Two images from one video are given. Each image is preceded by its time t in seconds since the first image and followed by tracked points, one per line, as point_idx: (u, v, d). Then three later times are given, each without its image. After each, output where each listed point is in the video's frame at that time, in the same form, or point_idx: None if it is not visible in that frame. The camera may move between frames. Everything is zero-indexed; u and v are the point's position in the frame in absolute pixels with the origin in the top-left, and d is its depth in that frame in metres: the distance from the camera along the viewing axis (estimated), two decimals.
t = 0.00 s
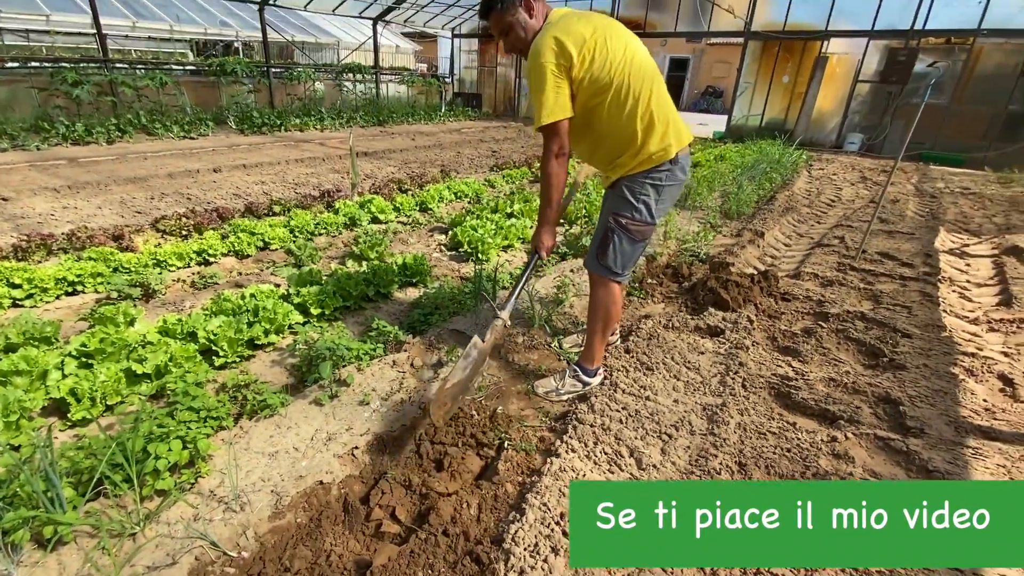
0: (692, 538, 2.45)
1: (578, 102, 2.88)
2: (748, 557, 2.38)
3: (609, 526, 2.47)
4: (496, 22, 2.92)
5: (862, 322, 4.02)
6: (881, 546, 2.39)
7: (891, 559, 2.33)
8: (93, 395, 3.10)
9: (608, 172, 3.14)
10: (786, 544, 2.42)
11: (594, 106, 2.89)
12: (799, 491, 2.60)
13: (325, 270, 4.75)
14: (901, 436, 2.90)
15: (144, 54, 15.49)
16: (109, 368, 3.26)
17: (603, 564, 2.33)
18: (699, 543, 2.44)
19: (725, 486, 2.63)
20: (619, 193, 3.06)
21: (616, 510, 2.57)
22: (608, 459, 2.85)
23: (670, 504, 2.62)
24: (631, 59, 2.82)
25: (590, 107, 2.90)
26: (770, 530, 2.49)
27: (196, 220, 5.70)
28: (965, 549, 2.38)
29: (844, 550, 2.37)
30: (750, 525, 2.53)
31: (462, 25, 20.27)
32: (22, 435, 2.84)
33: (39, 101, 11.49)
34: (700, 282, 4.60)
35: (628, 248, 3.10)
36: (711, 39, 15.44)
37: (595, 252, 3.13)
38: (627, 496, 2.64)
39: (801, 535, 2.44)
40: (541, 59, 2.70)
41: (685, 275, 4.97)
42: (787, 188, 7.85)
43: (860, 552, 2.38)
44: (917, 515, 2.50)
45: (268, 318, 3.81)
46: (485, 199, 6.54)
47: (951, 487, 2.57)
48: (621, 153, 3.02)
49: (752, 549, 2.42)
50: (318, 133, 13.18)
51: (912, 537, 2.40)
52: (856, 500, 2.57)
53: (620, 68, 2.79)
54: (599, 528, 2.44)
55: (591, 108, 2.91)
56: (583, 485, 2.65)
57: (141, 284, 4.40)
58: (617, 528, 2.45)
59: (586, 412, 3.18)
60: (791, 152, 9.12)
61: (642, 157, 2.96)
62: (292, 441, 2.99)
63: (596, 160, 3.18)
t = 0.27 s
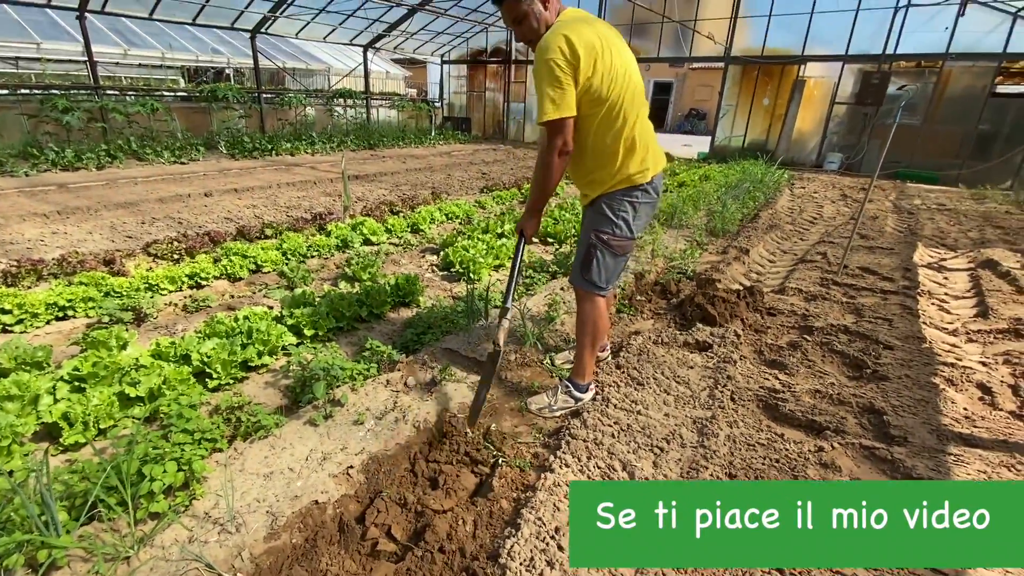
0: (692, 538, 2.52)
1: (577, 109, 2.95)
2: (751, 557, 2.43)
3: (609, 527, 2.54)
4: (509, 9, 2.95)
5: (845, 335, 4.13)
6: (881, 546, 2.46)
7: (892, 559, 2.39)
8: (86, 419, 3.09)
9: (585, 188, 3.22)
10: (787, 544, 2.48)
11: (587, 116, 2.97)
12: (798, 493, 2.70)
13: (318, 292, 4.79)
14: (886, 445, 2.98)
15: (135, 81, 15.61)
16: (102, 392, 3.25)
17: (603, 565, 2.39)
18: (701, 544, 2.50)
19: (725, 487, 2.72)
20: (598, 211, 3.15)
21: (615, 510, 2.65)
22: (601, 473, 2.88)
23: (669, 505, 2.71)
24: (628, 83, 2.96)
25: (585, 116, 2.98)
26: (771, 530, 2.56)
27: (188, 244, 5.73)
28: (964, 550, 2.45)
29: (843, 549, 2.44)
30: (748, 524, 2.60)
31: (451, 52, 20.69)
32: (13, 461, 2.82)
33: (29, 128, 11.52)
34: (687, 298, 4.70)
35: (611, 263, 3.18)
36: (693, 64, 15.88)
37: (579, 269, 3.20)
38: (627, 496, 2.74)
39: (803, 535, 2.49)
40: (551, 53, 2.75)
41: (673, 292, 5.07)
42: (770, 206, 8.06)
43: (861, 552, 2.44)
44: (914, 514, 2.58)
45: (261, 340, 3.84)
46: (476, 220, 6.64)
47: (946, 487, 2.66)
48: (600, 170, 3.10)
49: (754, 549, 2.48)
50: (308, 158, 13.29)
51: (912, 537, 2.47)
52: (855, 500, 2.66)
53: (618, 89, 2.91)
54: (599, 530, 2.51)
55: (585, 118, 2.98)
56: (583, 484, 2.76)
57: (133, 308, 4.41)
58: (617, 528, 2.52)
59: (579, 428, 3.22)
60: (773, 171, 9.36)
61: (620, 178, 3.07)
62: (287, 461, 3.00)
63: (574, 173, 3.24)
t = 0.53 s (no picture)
0: (696, 541, 2.58)
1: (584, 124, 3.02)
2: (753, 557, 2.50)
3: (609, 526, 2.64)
4: (529, 20, 3.00)
5: (832, 348, 4.23)
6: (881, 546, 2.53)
7: (893, 558, 2.46)
8: (84, 439, 3.11)
9: (574, 206, 3.26)
10: (790, 545, 2.54)
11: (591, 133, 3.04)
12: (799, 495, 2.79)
13: (315, 311, 4.85)
14: (873, 453, 3.05)
15: (129, 104, 15.74)
16: (101, 412, 3.27)
17: (605, 565, 2.45)
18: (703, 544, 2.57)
19: (727, 490, 2.81)
20: (586, 230, 3.25)
21: (615, 510, 2.76)
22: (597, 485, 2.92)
23: (672, 507, 2.78)
24: (629, 108, 3.13)
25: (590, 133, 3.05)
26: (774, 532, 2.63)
27: (184, 265, 5.78)
28: (963, 552, 2.51)
29: (845, 550, 2.51)
30: (751, 525, 2.68)
31: (443, 74, 21.05)
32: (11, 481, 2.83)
33: (23, 150, 11.58)
34: (678, 314, 4.79)
35: (599, 280, 3.27)
36: (680, 85, 16.25)
37: (570, 287, 3.29)
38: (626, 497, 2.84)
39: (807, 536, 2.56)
40: (574, 66, 2.81)
41: (664, 307, 5.16)
42: (758, 223, 8.23)
43: (863, 553, 2.50)
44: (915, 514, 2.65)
45: (259, 359, 3.88)
46: (470, 239, 6.74)
47: (942, 488, 2.75)
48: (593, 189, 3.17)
49: (759, 549, 2.55)
50: (302, 178, 13.41)
51: (911, 538, 2.54)
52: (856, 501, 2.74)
53: (622, 113, 3.06)
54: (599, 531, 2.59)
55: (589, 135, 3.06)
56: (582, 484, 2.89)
57: (129, 329, 4.44)
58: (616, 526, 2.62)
59: (573, 441, 3.26)
60: (761, 189, 9.55)
61: (612, 198, 3.18)
62: (285, 479, 3.02)
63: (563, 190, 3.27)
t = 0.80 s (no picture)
0: (698, 542, 2.65)
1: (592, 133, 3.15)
2: (754, 556, 2.56)
3: (609, 526, 2.72)
4: (543, 35, 3.13)
5: (818, 358, 4.34)
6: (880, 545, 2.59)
7: (890, 558, 2.53)
8: (86, 451, 3.16)
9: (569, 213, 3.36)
10: (792, 546, 2.60)
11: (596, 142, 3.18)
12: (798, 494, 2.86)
13: (311, 325, 4.92)
14: (856, 459, 3.14)
15: (127, 122, 15.89)
16: (102, 425, 3.33)
17: (607, 565, 2.52)
18: (704, 543, 2.64)
19: (726, 493, 2.90)
20: (571, 243, 3.34)
21: (615, 510, 2.84)
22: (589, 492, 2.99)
23: (673, 508, 2.85)
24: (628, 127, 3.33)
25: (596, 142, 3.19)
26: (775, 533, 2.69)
27: (182, 280, 5.85)
28: (959, 551, 2.57)
29: (847, 551, 2.56)
30: (753, 525, 2.74)
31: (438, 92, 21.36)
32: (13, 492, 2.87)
33: (20, 168, 11.66)
34: (669, 325, 4.90)
35: (584, 290, 3.37)
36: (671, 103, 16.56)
37: (556, 296, 3.37)
38: (626, 497, 2.91)
39: (808, 537, 2.63)
40: (592, 83, 2.95)
41: (655, 319, 5.27)
42: (748, 236, 8.39)
43: (864, 552, 2.56)
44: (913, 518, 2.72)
45: (257, 372, 3.96)
46: (465, 254, 6.86)
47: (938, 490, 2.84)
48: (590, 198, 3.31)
49: (762, 548, 2.61)
50: (299, 195, 13.54)
51: (907, 539, 2.62)
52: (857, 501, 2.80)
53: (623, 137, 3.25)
54: (599, 531, 2.67)
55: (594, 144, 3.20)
56: (582, 484, 2.98)
57: (128, 344, 4.50)
58: (616, 526, 2.70)
59: (566, 450, 3.34)
60: (750, 203, 9.74)
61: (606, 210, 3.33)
62: (284, 489, 3.08)
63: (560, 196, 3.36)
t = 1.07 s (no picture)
0: (701, 541, 2.68)
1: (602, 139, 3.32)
2: (753, 557, 2.60)
3: (609, 525, 2.76)
4: (547, 53, 3.24)
5: (808, 366, 4.43)
6: (876, 546, 2.64)
7: (886, 559, 2.59)
8: (86, 460, 3.20)
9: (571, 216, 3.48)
10: (794, 545, 2.64)
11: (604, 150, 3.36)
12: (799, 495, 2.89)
13: (309, 336, 4.98)
14: (844, 465, 3.21)
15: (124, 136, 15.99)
16: (102, 434, 3.37)
17: (609, 566, 2.57)
18: (705, 543, 2.67)
19: (728, 492, 2.92)
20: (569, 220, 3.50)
21: (615, 510, 2.87)
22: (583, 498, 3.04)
23: (675, 505, 2.88)
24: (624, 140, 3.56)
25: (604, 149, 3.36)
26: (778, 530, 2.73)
27: (180, 292, 5.90)
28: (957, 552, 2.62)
29: (845, 551, 2.62)
30: (756, 522, 2.77)
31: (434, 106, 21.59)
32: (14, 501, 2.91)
33: (17, 181, 11.70)
34: (662, 335, 4.98)
35: (566, 267, 3.45)
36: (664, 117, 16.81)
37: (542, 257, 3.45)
38: (626, 496, 2.94)
39: (809, 537, 2.68)
40: (616, 96, 3.12)
41: (648, 329, 5.35)
42: (740, 248, 8.51)
43: (863, 552, 2.61)
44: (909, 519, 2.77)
45: (256, 382, 4.01)
46: (461, 266, 6.94)
47: (934, 490, 2.88)
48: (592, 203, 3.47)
49: (764, 546, 2.65)
50: (295, 208, 13.62)
51: (907, 541, 2.67)
52: (855, 501, 2.84)
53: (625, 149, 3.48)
54: (599, 533, 2.71)
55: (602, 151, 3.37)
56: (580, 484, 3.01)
57: (126, 355, 4.54)
58: (616, 526, 2.75)
59: (560, 457, 3.39)
60: (742, 216, 9.89)
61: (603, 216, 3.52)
62: (282, 496, 3.13)
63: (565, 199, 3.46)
